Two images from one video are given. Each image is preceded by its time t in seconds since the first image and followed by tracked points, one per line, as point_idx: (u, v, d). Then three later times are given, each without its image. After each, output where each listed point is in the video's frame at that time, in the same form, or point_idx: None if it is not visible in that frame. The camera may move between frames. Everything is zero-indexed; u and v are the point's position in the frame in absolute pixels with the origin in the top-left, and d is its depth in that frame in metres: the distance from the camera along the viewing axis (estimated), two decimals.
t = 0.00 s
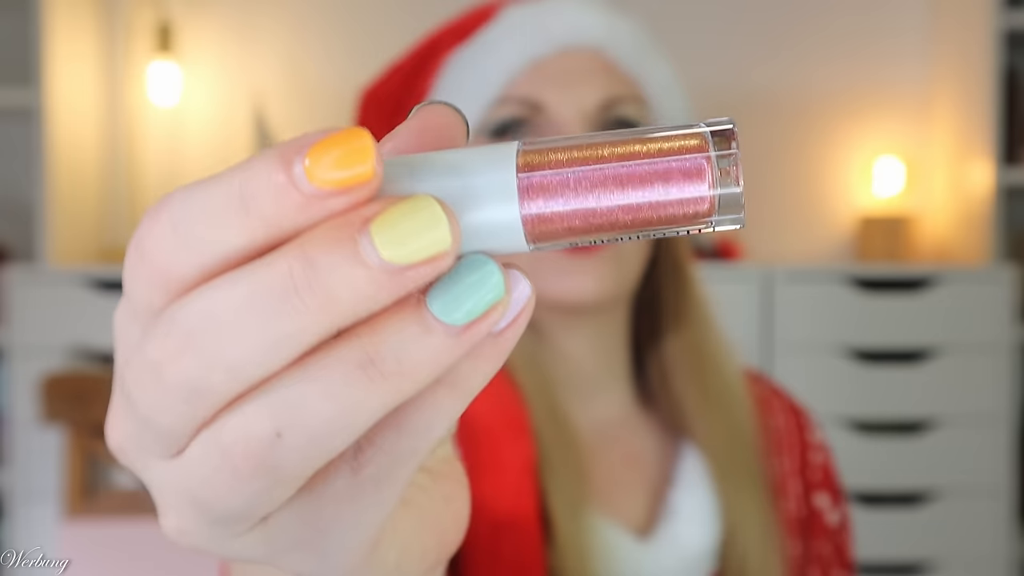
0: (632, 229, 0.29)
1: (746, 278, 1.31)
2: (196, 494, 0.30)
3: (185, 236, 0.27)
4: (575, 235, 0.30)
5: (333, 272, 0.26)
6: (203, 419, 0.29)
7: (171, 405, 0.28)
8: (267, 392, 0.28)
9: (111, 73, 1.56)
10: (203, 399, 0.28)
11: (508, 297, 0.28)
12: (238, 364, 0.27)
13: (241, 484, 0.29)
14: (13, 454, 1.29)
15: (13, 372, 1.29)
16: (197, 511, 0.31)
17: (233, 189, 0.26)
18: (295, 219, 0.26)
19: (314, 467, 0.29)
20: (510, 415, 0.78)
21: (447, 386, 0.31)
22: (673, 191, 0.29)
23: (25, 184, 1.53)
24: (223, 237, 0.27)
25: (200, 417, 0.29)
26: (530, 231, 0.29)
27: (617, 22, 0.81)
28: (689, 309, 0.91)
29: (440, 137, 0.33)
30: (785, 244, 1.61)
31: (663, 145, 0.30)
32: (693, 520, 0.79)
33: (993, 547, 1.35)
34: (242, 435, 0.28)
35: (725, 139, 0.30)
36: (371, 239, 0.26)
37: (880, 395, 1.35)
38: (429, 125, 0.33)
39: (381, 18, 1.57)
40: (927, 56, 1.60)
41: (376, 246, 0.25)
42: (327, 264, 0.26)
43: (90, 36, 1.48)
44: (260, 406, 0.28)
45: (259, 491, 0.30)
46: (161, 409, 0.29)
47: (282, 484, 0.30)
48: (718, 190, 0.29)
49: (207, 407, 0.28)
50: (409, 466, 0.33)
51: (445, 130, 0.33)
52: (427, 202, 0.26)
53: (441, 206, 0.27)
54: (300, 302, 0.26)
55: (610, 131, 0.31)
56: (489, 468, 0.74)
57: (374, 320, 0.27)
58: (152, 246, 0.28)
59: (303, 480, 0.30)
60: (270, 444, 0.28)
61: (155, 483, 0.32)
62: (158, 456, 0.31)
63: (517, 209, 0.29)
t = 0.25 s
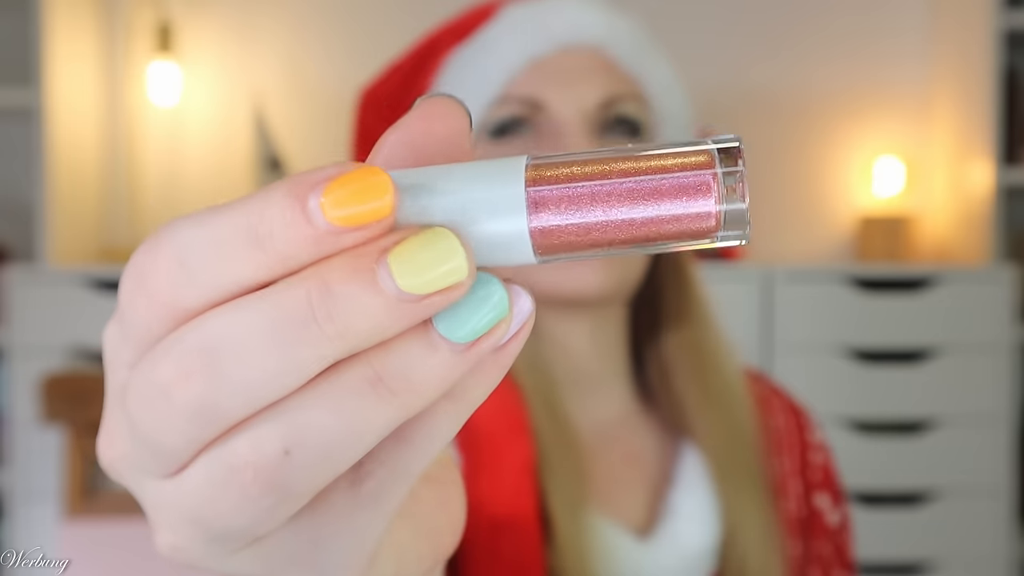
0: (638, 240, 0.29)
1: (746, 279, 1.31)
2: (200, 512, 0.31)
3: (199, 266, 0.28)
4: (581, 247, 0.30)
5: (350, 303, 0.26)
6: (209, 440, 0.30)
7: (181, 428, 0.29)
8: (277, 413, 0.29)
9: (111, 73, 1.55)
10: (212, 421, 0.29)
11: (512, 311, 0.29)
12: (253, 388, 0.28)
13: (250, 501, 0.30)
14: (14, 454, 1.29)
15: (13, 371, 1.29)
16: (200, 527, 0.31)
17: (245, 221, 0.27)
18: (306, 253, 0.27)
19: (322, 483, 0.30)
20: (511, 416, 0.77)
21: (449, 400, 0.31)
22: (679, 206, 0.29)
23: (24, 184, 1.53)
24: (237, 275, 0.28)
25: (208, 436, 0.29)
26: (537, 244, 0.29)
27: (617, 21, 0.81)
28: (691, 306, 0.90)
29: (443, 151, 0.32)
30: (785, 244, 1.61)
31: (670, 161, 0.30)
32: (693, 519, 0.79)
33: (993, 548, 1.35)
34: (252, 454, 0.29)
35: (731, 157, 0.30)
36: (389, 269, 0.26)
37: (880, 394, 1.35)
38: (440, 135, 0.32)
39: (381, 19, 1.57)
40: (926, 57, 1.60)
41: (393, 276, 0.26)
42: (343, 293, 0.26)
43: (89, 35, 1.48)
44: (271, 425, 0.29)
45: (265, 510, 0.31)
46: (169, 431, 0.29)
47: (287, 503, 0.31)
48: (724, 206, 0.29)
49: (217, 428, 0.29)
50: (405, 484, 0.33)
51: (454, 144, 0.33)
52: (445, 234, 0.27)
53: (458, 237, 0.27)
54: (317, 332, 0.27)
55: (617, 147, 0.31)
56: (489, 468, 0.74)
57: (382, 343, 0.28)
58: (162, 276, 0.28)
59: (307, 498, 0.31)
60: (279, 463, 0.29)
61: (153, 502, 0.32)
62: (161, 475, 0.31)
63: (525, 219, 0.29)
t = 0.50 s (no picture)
0: (636, 225, 0.30)
1: (746, 279, 1.32)
2: (200, 513, 0.31)
3: (203, 273, 0.28)
4: (577, 232, 0.30)
5: (361, 306, 0.27)
6: (209, 440, 0.30)
7: (182, 428, 0.29)
8: (284, 410, 0.29)
9: (111, 74, 1.55)
10: (216, 422, 0.29)
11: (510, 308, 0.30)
12: (260, 388, 0.28)
13: (252, 500, 0.30)
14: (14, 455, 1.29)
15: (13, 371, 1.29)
16: (200, 529, 0.31)
17: (253, 232, 0.27)
18: (313, 262, 0.28)
19: (325, 480, 0.31)
20: (510, 415, 0.77)
21: (448, 395, 0.32)
22: (673, 188, 0.29)
23: (24, 184, 1.53)
24: (244, 279, 0.28)
25: (210, 436, 0.29)
26: (534, 230, 0.30)
27: (618, 20, 0.81)
28: (692, 305, 0.91)
29: (437, 142, 0.33)
30: (785, 244, 1.61)
31: (664, 145, 0.30)
32: (693, 522, 0.79)
33: (993, 548, 1.35)
34: (257, 452, 0.29)
35: (726, 140, 0.30)
36: (398, 272, 0.27)
37: (880, 394, 1.35)
38: (439, 128, 0.33)
39: (382, 18, 1.57)
40: (926, 56, 1.60)
41: (401, 280, 0.27)
42: (352, 299, 0.27)
43: (89, 35, 1.48)
44: (278, 423, 0.29)
45: (266, 507, 0.31)
46: (169, 433, 0.29)
47: (289, 500, 0.31)
48: (717, 188, 0.29)
49: (220, 428, 0.29)
50: (401, 477, 0.34)
51: (452, 135, 0.33)
52: (451, 239, 0.28)
53: (463, 241, 0.28)
54: (326, 332, 0.27)
55: (611, 132, 0.31)
56: (488, 469, 0.74)
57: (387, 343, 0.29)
58: (162, 283, 0.28)
59: (308, 495, 0.31)
60: (284, 459, 0.30)
61: (149, 502, 0.32)
62: (160, 476, 0.31)
63: (521, 205, 0.30)
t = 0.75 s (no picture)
0: (633, 227, 0.30)
1: (746, 279, 1.32)
2: (198, 514, 0.31)
3: (202, 276, 0.28)
4: (574, 232, 0.30)
5: (361, 310, 0.27)
6: (208, 442, 0.30)
7: (180, 431, 0.29)
8: (285, 412, 0.30)
9: (111, 73, 1.55)
10: (216, 424, 0.29)
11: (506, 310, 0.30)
12: (260, 390, 0.28)
13: (251, 502, 0.30)
14: (14, 455, 1.29)
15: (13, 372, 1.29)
16: (197, 531, 0.31)
17: (255, 240, 0.28)
18: (314, 265, 0.28)
19: (323, 482, 0.31)
20: (510, 415, 0.77)
21: (444, 397, 0.32)
22: (670, 191, 0.29)
23: (25, 184, 1.53)
24: (244, 283, 0.28)
25: (209, 438, 0.30)
26: (530, 228, 0.30)
27: (618, 21, 0.81)
28: (693, 305, 0.91)
29: (432, 140, 0.33)
30: (784, 244, 1.61)
31: (660, 147, 0.30)
32: (693, 522, 0.79)
33: (991, 548, 1.35)
34: (256, 453, 0.30)
35: (722, 141, 0.30)
36: (399, 276, 0.27)
37: (880, 395, 1.35)
38: (435, 125, 0.33)
39: (382, 19, 1.57)
40: (926, 57, 1.60)
41: (402, 284, 0.27)
42: (354, 302, 0.27)
43: (90, 35, 1.48)
44: (277, 424, 0.30)
45: (265, 509, 0.31)
46: (168, 435, 0.30)
47: (287, 502, 0.31)
48: (713, 189, 0.29)
49: (219, 430, 0.29)
50: (396, 479, 0.34)
51: (447, 132, 0.33)
52: (451, 243, 0.28)
53: (463, 245, 0.28)
54: (327, 335, 0.28)
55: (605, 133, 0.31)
56: (488, 469, 0.74)
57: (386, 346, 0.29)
58: (163, 287, 0.29)
59: (307, 497, 0.31)
60: (284, 460, 0.30)
61: (146, 504, 0.32)
62: (159, 477, 0.31)
63: (517, 205, 0.30)
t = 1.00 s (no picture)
0: (632, 234, 0.30)
1: (746, 279, 1.32)
2: (198, 517, 0.31)
3: (203, 280, 0.28)
4: (574, 238, 0.30)
5: (359, 314, 0.27)
6: (209, 445, 0.30)
7: (182, 434, 0.29)
8: (285, 415, 0.30)
9: (111, 74, 1.56)
10: (217, 427, 0.29)
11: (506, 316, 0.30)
12: (260, 393, 0.29)
13: (251, 506, 0.30)
14: (14, 455, 1.29)
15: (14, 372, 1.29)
16: (197, 534, 0.31)
17: (254, 242, 0.28)
18: (315, 270, 0.28)
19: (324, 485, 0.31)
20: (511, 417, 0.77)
21: (444, 402, 0.32)
22: (672, 198, 0.29)
23: (25, 184, 1.54)
24: (246, 287, 0.28)
25: (210, 441, 0.30)
26: (530, 237, 0.30)
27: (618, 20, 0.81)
28: (693, 305, 0.92)
29: (435, 149, 0.32)
30: (784, 245, 1.61)
31: (660, 153, 0.30)
32: (693, 524, 0.79)
33: (992, 548, 1.35)
34: (257, 456, 0.30)
35: (722, 148, 0.30)
36: (397, 281, 0.27)
37: (880, 395, 1.35)
38: (436, 136, 0.33)
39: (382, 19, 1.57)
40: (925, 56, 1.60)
41: (400, 289, 0.27)
42: (353, 306, 0.27)
43: (90, 36, 1.48)
44: (278, 428, 0.30)
45: (266, 512, 0.31)
46: (169, 438, 0.30)
47: (288, 505, 0.31)
48: (714, 197, 0.29)
49: (220, 433, 0.30)
50: (398, 482, 0.34)
51: (449, 143, 0.33)
52: (450, 249, 0.28)
53: (463, 252, 0.28)
54: (326, 340, 0.28)
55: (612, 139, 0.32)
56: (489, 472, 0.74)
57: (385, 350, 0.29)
58: (162, 290, 0.29)
59: (308, 500, 0.31)
60: (284, 463, 0.30)
61: (148, 507, 0.32)
62: (159, 480, 0.31)
63: (517, 212, 0.30)
